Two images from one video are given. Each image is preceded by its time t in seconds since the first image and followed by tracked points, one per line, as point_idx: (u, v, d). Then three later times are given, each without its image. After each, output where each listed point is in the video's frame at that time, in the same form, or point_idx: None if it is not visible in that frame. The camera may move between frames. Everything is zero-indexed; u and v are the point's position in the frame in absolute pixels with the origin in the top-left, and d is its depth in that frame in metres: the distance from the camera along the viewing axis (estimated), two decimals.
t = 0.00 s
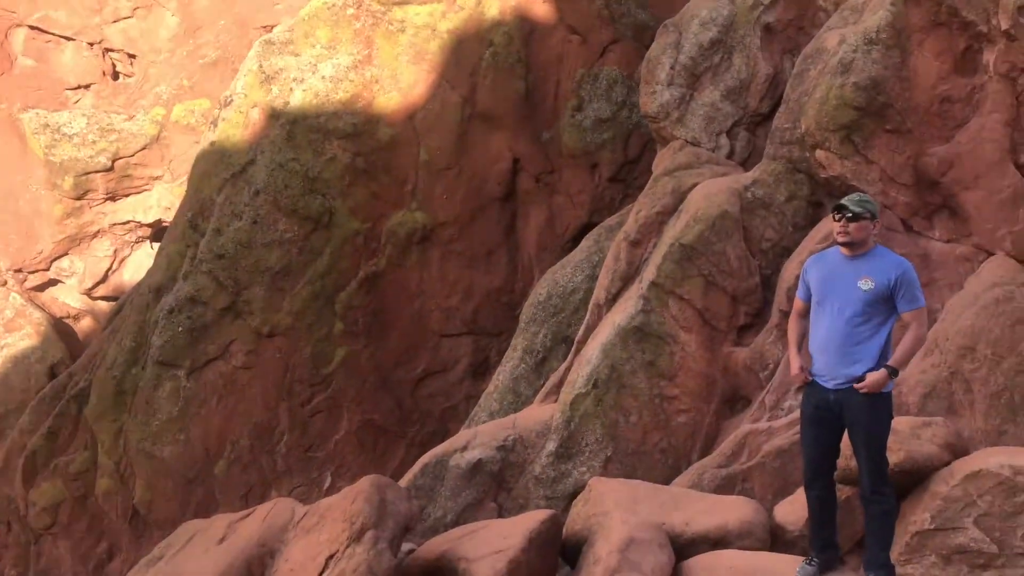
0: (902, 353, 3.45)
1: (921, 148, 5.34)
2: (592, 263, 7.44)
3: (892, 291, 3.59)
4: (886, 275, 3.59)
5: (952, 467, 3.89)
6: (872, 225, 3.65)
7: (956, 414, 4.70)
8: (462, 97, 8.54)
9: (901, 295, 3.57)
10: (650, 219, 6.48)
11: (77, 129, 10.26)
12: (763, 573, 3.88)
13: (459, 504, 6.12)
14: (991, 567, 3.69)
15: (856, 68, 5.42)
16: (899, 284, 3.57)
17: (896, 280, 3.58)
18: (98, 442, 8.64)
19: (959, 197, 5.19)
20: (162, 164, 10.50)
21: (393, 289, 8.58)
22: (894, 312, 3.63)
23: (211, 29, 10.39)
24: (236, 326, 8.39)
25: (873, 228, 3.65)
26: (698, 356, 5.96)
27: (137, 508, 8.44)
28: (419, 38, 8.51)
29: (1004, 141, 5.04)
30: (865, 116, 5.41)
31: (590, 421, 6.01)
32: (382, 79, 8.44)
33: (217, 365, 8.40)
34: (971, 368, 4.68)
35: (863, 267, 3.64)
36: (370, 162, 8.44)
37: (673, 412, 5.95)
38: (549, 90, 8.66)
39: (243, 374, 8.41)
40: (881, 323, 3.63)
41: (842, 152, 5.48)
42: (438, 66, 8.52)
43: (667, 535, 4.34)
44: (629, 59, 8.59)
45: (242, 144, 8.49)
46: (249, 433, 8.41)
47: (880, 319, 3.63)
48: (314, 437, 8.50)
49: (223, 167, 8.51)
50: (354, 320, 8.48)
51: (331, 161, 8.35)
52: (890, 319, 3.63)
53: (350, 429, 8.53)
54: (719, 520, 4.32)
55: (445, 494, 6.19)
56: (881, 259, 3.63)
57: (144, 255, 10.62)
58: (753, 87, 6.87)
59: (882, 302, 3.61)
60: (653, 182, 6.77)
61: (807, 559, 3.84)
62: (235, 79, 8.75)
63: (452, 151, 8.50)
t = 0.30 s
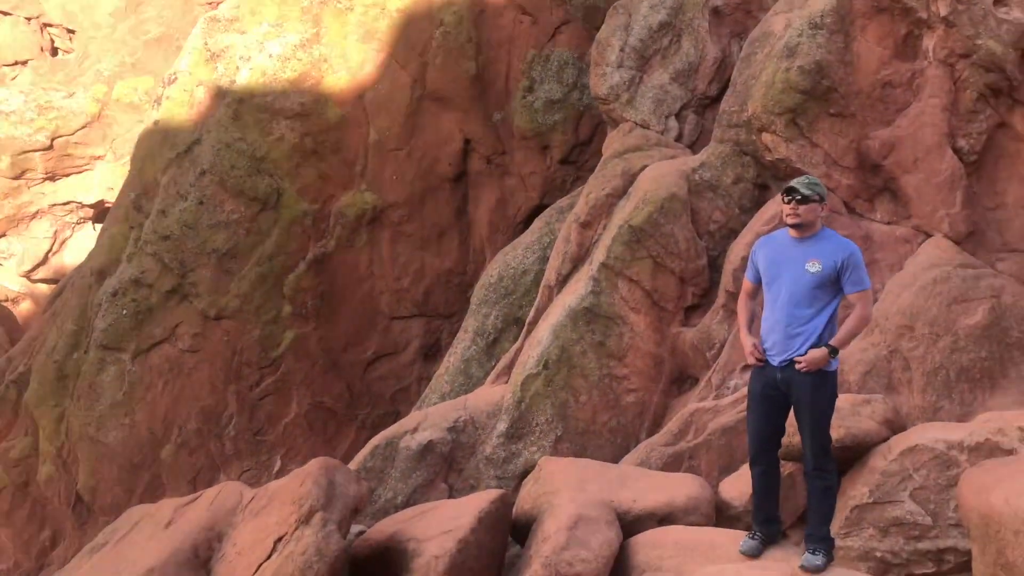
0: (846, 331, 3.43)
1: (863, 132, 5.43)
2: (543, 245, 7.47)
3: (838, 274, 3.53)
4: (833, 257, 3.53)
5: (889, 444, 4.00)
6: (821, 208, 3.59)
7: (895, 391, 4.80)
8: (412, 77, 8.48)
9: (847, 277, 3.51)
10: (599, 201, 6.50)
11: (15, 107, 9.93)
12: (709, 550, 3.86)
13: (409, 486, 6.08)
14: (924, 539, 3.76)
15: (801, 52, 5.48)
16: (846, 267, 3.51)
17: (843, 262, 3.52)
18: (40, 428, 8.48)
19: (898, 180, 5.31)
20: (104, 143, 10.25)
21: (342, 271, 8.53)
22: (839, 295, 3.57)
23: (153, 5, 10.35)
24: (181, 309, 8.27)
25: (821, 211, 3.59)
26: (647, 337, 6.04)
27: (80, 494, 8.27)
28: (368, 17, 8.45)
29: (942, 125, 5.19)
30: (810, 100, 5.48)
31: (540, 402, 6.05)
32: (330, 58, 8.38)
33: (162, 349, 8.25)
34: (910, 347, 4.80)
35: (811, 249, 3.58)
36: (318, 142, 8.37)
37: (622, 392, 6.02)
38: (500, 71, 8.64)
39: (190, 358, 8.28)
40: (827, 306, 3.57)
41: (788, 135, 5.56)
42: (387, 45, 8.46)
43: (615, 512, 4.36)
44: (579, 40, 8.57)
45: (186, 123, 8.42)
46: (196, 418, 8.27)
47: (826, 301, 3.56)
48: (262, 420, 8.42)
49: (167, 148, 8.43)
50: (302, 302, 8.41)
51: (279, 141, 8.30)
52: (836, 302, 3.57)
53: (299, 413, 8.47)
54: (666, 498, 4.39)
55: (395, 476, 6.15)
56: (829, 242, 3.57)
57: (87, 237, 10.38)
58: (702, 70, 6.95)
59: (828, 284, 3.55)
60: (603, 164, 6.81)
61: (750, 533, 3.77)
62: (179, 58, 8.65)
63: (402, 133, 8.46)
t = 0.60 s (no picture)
0: (790, 314, 3.25)
1: (806, 116, 5.52)
2: (492, 228, 7.47)
3: (784, 258, 3.35)
4: (779, 242, 3.35)
5: (828, 422, 4.09)
6: (768, 192, 3.40)
7: (834, 369, 4.93)
8: (360, 58, 8.43)
9: (792, 261, 3.33)
10: (549, 183, 6.53)
11: None
12: (656, 524, 3.83)
13: (359, 469, 6.04)
14: (861, 513, 3.87)
15: (746, 37, 5.53)
16: (792, 251, 3.33)
17: (789, 247, 3.34)
18: None
19: (840, 163, 5.41)
20: (42, 123, 10.13)
21: (290, 254, 8.46)
22: (786, 281, 3.38)
23: None
24: (123, 294, 8.11)
25: (768, 194, 3.39)
26: (596, 319, 6.07)
27: (18, 483, 8.03)
28: None
29: (883, 110, 5.29)
30: (754, 85, 5.55)
31: (490, 384, 6.08)
32: (276, 37, 8.31)
33: (105, 334, 8.09)
34: (850, 327, 4.91)
35: (757, 233, 3.40)
36: (265, 123, 8.29)
37: (571, 373, 6.07)
38: (449, 52, 8.59)
39: (134, 342, 8.14)
40: (774, 290, 3.39)
41: (733, 119, 5.63)
42: (334, 25, 8.39)
43: (563, 491, 4.40)
44: (529, 22, 8.54)
45: (126, 102, 8.23)
46: (140, 403, 8.15)
47: (773, 287, 3.38)
48: (209, 405, 8.33)
49: (107, 128, 8.21)
50: (249, 285, 8.33)
51: (224, 122, 8.19)
52: (782, 286, 3.39)
53: (247, 397, 8.41)
54: (613, 477, 4.44)
55: (343, 460, 6.08)
56: (775, 226, 3.39)
57: (25, 219, 10.13)
58: (650, 54, 7.00)
59: (775, 269, 3.37)
60: (552, 147, 6.85)
61: (692, 510, 3.66)
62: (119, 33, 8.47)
63: (350, 114, 8.41)
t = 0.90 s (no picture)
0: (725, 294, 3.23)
1: (744, 101, 5.59)
2: (434, 211, 7.44)
3: (718, 240, 3.34)
4: (714, 224, 3.33)
5: (763, 400, 4.18)
6: (703, 174, 3.38)
7: (771, 350, 5.02)
8: (299, 37, 8.29)
9: (726, 242, 3.31)
10: (492, 166, 6.51)
11: None
12: (596, 503, 3.86)
13: (299, 455, 5.93)
14: (796, 489, 3.97)
15: (687, 20, 5.56)
16: (727, 233, 3.32)
17: (724, 228, 3.32)
18: None
19: (777, 147, 5.50)
20: None
21: (228, 237, 8.32)
22: (720, 263, 3.37)
23: None
24: (53, 279, 7.90)
25: (703, 177, 3.37)
26: (538, 302, 6.11)
27: None
28: None
29: (817, 95, 5.38)
30: (694, 70, 5.59)
31: (433, 368, 6.07)
32: (212, 16, 8.10)
33: (35, 320, 7.89)
34: (786, 308, 5.00)
35: (692, 215, 3.36)
36: (200, 104, 8.12)
37: (514, 356, 6.09)
38: (389, 33, 8.47)
39: (65, 328, 7.95)
40: (709, 272, 3.36)
41: (673, 103, 5.69)
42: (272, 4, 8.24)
43: (506, 473, 4.39)
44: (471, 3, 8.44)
45: (54, 81, 8.03)
46: (73, 390, 7.97)
47: (708, 269, 3.35)
48: (145, 392, 8.18)
49: (35, 106, 8.01)
50: (186, 269, 8.19)
51: (157, 102, 8.00)
52: (716, 269, 3.37)
53: (184, 384, 8.26)
54: (554, 457, 4.46)
55: (284, 446, 5.97)
56: (710, 208, 3.37)
57: None
58: (592, 37, 6.99)
59: (710, 251, 3.35)
60: (494, 129, 6.83)
61: (641, 493, 3.50)
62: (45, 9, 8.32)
63: (288, 95, 8.29)
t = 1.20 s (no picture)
0: (667, 277, 3.23)
1: (693, 88, 5.64)
2: (384, 196, 7.40)
3: (659, 224, 3.35)
4: (654, 209, 3.35)
5: (711, 383, 4.25)
6: (641, 160, 3.39)
7: (719, 334, 5.08)
8: (244, 20, 8.17)
9: (666, 227, 3.33)
10: (442, 151, 6.49)
11: None
12: (547, 488, 3.88)
13: (248, 444, 5.86)
14: (743, 470, 4.04)
15: (635, 8, 5.62)
16: (667, 217, 3.34)
17: (663, 213, 3.34)
18: None
19: (724, 134, 5.57)
20: None
21: (174, 224, 8.19)
22: (661, 247, 3.38)
23: None
24: None
25: (641, 162, 3.39)
26: (490, 288, 6.11)
27: None
28: None
29: (764, 83, 5.45)
30: (643, 57, 5.63)
31: (384, 355, 6.07)
32: None
33: None
34: (732, 293, 5.09)
35: (633, 200, 3.38)
36: (142, 88, 8.00)
37: (466, 342, 6.09)
38: (337, 17, 8.37)
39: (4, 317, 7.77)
40: (650, 257, 3.37)
41: (623, 90, 5.73)
42: None
43: (458, 458, 4.40)
44: None
45: None
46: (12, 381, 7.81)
47: (649, 253, 3.36)
48: (88, 381, 8.02)
49: None
50: (130, 257, 8.05)
51: (98, 85, 7.88)
52: (657, 253, 3.38)
53: (129, 374, 8.12)
54: (506, 443, 4.48)
55: (233, 434, 5.88)
56: (649, 193, 3.39)
57: None
58: (541, 23, 7.01)
59: (650, 236, 3.36)
60: (444, 114, 6.80)
61: (591, 476, 3.53)
62: None
63: (234, 79, 8.19)
